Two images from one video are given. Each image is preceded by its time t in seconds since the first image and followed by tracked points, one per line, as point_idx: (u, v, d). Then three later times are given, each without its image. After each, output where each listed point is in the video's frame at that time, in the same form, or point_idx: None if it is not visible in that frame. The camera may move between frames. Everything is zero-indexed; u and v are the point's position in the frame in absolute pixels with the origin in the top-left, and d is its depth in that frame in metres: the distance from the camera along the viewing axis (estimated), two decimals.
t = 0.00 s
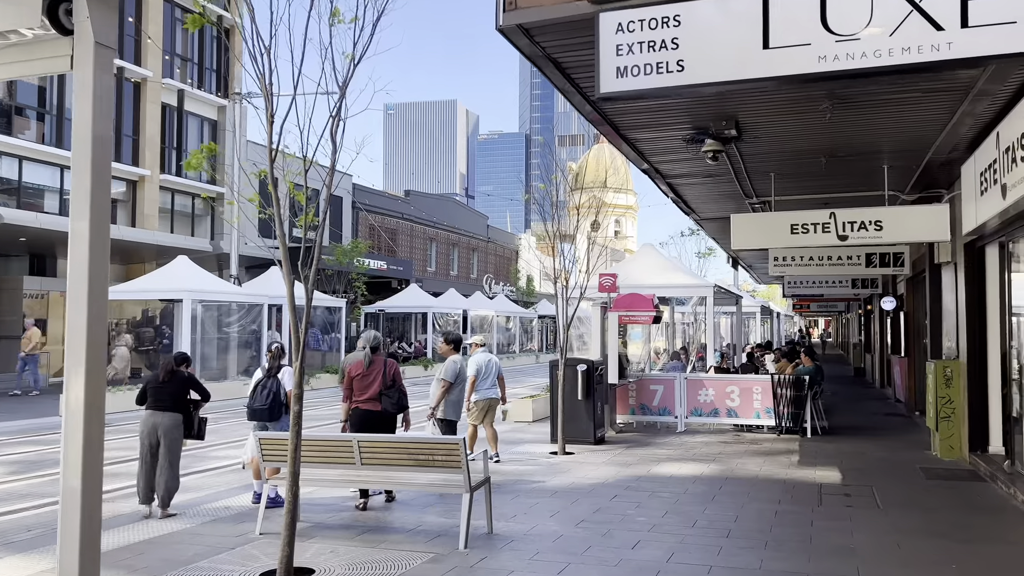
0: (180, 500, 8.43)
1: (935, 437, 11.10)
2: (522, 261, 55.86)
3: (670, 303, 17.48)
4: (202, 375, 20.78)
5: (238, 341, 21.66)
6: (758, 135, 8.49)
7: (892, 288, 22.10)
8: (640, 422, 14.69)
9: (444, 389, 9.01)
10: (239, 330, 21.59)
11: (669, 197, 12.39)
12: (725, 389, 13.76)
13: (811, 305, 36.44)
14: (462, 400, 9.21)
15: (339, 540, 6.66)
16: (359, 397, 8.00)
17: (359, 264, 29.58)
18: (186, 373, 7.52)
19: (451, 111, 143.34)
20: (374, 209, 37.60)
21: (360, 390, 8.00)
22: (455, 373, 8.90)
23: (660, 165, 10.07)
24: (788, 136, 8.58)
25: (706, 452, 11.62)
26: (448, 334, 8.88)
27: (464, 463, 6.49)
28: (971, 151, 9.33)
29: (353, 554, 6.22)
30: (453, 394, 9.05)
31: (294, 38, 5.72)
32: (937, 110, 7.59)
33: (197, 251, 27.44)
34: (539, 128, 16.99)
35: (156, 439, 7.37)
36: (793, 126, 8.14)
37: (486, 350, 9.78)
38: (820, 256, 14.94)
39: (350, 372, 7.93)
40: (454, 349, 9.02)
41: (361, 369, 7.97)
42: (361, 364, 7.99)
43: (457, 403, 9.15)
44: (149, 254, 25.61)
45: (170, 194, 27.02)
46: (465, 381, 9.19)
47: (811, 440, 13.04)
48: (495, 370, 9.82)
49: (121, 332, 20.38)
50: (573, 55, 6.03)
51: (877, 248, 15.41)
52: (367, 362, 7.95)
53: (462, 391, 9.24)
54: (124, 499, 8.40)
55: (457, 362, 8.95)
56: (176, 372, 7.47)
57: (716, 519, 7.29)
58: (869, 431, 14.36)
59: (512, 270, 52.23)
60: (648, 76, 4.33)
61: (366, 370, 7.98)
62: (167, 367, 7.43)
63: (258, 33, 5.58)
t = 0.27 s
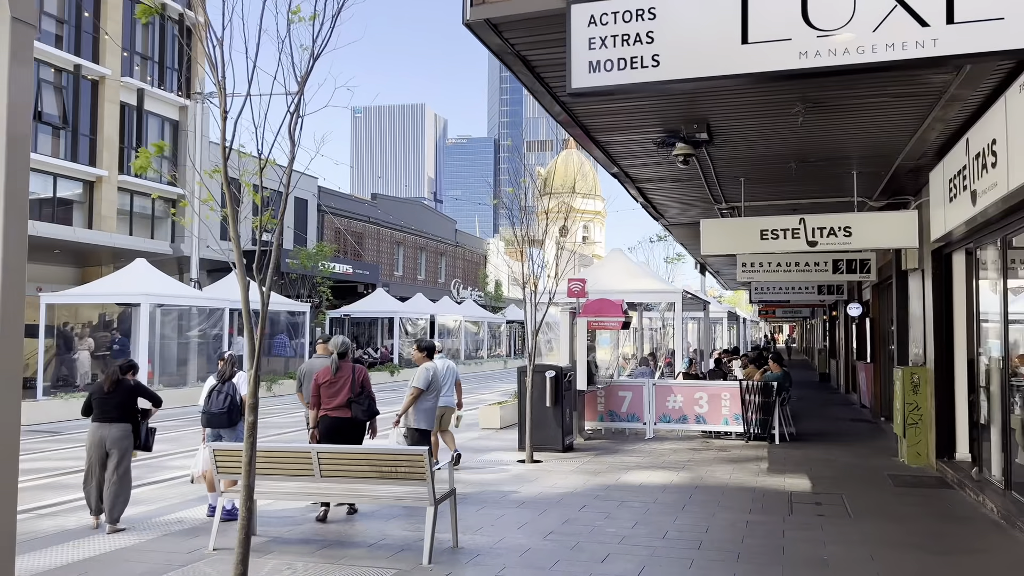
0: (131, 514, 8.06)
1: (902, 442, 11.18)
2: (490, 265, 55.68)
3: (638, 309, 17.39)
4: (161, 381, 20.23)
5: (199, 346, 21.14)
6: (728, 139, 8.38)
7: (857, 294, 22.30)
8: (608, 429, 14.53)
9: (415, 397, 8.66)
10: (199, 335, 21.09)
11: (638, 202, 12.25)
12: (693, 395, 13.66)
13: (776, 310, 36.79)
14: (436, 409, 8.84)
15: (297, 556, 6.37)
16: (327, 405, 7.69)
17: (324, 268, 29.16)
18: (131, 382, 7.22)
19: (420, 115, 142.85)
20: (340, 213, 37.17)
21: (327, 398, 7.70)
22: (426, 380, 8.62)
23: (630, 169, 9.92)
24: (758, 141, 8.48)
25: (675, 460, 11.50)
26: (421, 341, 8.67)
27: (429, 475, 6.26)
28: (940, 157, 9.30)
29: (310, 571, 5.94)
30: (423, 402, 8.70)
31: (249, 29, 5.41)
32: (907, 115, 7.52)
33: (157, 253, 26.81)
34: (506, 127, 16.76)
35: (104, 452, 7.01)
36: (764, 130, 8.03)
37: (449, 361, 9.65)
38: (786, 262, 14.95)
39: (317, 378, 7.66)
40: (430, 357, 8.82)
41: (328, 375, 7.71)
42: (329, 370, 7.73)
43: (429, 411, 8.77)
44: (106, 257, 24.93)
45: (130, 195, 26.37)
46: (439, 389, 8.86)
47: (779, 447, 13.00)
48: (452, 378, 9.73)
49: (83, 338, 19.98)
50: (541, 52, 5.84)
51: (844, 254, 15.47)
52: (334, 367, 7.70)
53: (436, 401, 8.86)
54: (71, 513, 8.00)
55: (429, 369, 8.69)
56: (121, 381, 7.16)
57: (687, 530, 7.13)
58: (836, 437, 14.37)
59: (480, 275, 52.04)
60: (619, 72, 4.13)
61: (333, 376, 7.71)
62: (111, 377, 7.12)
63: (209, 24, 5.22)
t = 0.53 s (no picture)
0: (80, 522, 7.69)
1: (872, 444, 11.16)
2: (459, 267, 55.38)
3: (609, 310, 17.27)
4: (120, 383, 19.67)
5: (160, 347, 20.62)
6: (702, 137, 8.26)
7: (825, 297, 22.44)
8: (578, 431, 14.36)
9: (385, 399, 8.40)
10: (160, 335, 20.51)
11: (610, 202, 12.11)
12: (664, 397, 13.55)
13: (744, 313, 37.03)
14: (408, 412, 8.58)
15: (255, 565, 6.10)
16: (295, 408, 7.39)
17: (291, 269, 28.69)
18: (72, 382, 6.83)
19: (390, 116, 142.06)
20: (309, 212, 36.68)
21: (295, 400, 7.40)
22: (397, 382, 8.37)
23: (602, 167, 9.76)
24: (731, 139, 8.38)
25: (646, 463, 11.37)
26: (394, 340, 8.43)
27: (394, 481, 6.02)
28: (911, 158, 9.28)
29: None
30: (393, 405, 8.44)
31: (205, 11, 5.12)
32: (882, 114, 7.46)
33: (118, 252, 26.14)
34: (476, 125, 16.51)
35: (46, 456, 6.68)
36: (738, 128, 7.92)
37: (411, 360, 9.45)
38: (757, 264, 14.92)
39: (285, 379, 7.34)
40: (402, 357, 8.59)
41: (296, 376, 7.39)
42: (297, 371, 7.42)
43: (401, 414, 8.50)
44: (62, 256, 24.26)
45: (89, 193, 25.69)
46: (412, 390, 8.61)
47: (750, 449, 12.92)
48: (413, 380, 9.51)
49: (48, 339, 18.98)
50: (513, 42, 5.65)
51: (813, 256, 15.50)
52: (303, 368, 7.39)
53: (408, 403, 8.60)
54: (17, 521, 7.61)
55: (399, 371, 8.44)
56: (61, 382, 6.78)
57: (659, 535, 6.96)
58: (805, 440, 14.35)
59: (449, 276, 51.74)
60: (595, 54, 4.00)
61: (302, 377, 7.40)
62: (50, 378, 6.74)
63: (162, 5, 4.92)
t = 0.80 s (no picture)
0: (31, 532, 7.32)
1: (846, 447, 11.11)
2: (432, 268, 55.04)
3: (582, 311, 17.12)
4: (81, 385, 19.12)
5: (124, 348, 20.10)
6: (680, 134, 8.10)
7: (796, 299, 22.52)
8: (551, 434, 14.16)
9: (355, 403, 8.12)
10: (123, 337, 20.00)
11: (585, 202, 11.95)
12: (638, 399, 13.41)
13: (716, 315, 37.19)
14: (381, 416, 8.28)
15: None
16: (260, 411, 7.10)
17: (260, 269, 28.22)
18: (15, 385, 6.48)
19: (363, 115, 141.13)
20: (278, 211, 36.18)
21: (260, 403, 7.11)
22: (366, 385, 8.11)
23: (577, 165, 9.58)
24: (709, 137, 8.24)
25: (620, 466, 11.20)
26: (368, 342, 8.28)
27: (361, 488, 5.76)
28: (887, 158, 9.21)
29: None
30: (363, 408, 8.14)
31: None
32: (861, 112, 7.35)
33: (80, 251, 25.51)
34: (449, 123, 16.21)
35: None
36: (716, 125, 7.78)
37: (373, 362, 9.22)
38: (731, 266, 14.85)
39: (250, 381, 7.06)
40: (374, 359, 8.36)
41: (262, 378, 7.12)
42: (262, 373, 7.14)
43: (374, 418, 8.20)
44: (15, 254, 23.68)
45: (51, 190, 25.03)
46: (385, 393, 8.32)
47: (723, 452, 12.82)
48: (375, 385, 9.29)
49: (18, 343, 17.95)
50: (487, 29, 5.43)
51: (787, 258, 15.46)
52: (269, 370, 7.12)
53: (381, 406, 8.30)
54: None
55: (369, 374, 8.18)
56: (3, 385, 6.43)
57: (635, 542, 6.77)
58: (779, 441, 14.30)
59: (422, 277, 51.38)
60: (574, 37, 3.75)
61: (269, 379, 7.12)
62: None
63: None
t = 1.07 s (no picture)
0: None
1: (822, 446, 11.08)
2: (404, 266, 54.68)
3: (557, 310, 16.97)
4: (42, 385, 18.60)
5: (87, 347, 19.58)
6: (658, 129, 7.97)
7: (770, 297, 22.58)
8: (526, 434, 13.98)
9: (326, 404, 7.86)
10: (87, 335, 19.44)
11: (561, 198, 11.78)
12: (613, 398, 13.28)
13: (689, 313, 37.29)
14: (355, 417, 8.01)
15: None
16: (222, 411, 6.83)
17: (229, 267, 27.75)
18: None
19: (335, 112, 140.00)
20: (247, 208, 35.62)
21: (223, 403, 6.84)
22: (335, 385, 7.85)
23: (554, 160, 9.40)
24: (688, 132, 8.11)
25: (596, 466, 11.06)
26: (342, 342, 8.07)
27: (331, 493, 5.55)
28: (865, 156, 9.17)
29: None
30: (334, 409, 7.88)
31: None
32: (841, 107, 7.27)
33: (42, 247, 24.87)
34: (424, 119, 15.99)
35: None
36: (695, 120, 7.65)
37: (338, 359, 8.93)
38: (706, 264, 14.78)
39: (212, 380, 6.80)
40: (348, 359, 8.12)
41: (226, 378, 6.85)
42: (226, 372, 6.87)
43: (347, 419, 7.94)
44: None
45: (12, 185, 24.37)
46: (360, 393, 8.04)
47: (699, 451, 12.73)
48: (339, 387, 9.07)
49: None
50: (463, 14, 5.23)
51: (762, 256, 15.43)
52: (233, 369, 6.86)
53: (356, 406, 8.03)
54: None
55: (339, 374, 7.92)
56: None
57: (614, 545, 6.61)
58: (754, 440, 14.26)
59: (394, 276, 51.01)
60: (557, 18, 3.57)
61: (232, 379, 6.86)
62: None
63: None
